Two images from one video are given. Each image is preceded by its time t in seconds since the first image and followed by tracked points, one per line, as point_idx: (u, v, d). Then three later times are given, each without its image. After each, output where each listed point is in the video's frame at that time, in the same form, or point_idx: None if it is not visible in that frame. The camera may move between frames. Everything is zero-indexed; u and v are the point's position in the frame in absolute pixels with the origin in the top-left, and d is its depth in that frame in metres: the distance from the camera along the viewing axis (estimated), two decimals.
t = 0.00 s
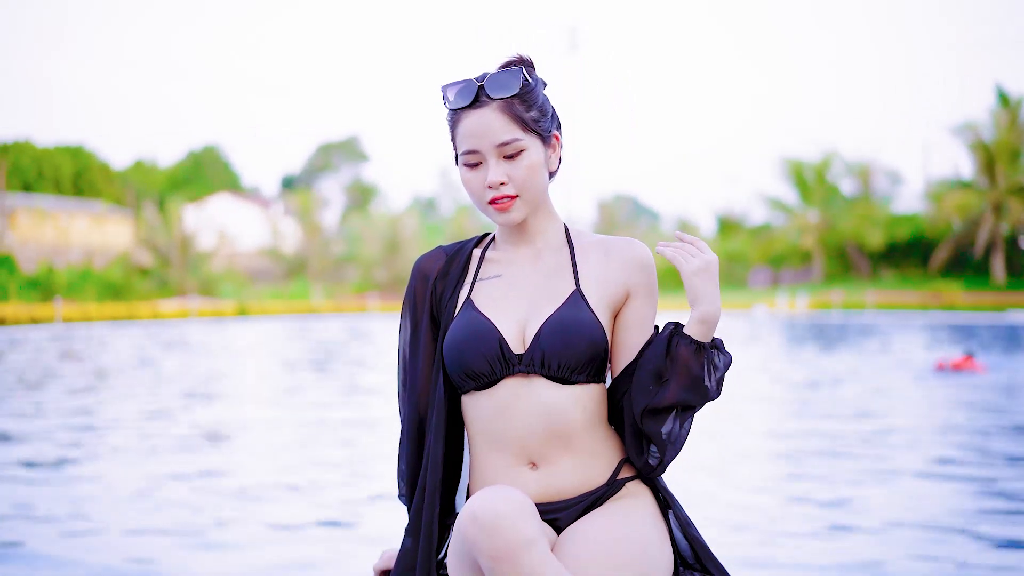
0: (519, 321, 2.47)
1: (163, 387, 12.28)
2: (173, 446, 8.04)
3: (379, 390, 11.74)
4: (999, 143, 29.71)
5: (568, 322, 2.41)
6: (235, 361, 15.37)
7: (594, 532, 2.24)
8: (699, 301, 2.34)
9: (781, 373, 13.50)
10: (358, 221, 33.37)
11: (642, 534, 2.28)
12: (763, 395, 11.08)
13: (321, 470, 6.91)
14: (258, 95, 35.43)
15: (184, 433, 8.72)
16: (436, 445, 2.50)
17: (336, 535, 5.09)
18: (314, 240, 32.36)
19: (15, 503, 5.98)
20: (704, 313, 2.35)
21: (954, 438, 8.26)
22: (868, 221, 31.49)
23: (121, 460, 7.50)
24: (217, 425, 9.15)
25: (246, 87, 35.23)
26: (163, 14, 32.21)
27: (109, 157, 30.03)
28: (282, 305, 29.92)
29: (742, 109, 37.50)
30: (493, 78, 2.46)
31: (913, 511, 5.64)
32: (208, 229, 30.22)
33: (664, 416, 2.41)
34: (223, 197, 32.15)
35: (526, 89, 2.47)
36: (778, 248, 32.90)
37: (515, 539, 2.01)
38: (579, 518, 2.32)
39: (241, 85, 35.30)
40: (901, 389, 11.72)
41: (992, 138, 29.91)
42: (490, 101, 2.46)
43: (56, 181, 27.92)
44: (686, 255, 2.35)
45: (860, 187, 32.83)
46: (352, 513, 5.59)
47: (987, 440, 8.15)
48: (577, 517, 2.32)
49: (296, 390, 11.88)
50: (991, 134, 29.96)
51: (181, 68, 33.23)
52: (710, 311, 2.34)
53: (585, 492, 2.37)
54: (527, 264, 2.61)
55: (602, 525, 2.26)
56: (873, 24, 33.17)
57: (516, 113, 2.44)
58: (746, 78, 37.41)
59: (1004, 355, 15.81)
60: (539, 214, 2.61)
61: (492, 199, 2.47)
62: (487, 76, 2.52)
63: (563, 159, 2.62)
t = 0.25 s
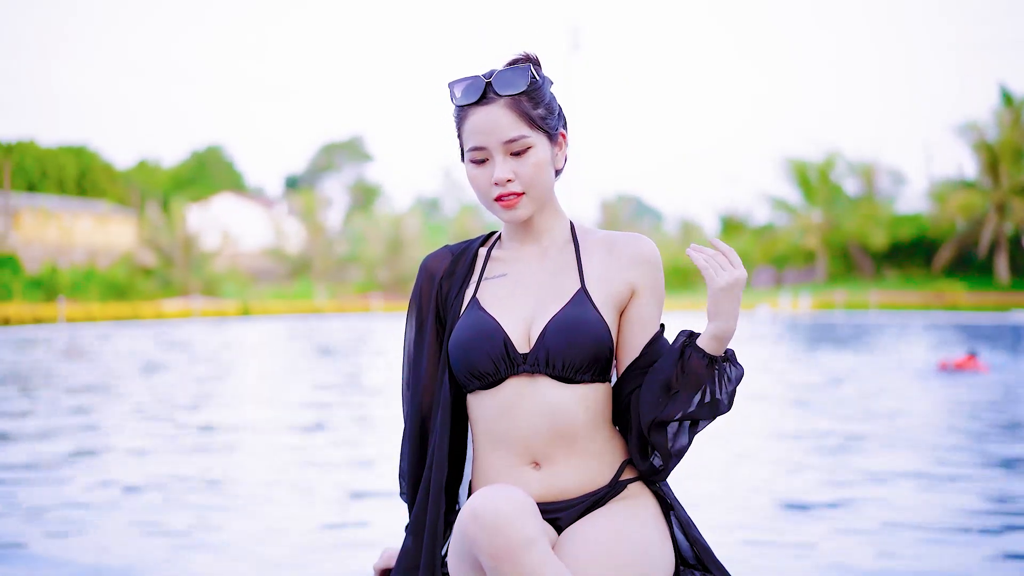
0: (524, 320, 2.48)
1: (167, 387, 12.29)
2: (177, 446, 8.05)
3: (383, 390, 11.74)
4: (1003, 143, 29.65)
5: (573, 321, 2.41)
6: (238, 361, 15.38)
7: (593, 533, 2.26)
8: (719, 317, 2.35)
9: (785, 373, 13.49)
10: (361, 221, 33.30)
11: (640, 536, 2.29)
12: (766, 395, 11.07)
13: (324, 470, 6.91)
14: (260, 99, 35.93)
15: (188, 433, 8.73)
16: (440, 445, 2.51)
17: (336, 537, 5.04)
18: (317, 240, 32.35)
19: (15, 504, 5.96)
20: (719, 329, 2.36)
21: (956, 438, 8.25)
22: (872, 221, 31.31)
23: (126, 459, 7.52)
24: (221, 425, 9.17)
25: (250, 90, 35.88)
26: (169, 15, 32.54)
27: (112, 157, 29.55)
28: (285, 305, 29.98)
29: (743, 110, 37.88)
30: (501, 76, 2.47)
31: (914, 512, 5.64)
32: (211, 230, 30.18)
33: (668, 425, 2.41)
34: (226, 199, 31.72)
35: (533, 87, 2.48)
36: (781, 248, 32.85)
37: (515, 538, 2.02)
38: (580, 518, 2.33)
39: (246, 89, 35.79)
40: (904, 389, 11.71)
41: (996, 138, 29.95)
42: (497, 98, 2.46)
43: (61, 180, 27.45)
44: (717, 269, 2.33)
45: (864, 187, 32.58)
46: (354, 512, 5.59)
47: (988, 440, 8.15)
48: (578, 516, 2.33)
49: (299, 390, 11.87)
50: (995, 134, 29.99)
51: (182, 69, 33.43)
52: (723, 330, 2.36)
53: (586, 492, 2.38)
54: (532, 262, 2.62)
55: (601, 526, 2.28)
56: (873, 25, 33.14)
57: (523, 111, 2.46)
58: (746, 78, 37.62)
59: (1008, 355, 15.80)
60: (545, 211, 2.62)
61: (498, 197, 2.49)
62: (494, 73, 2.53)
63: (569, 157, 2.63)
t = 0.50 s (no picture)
0: (527, 319, 2.48)
1: (169, 387, 12.27)
2: (179, 446, 8.06)
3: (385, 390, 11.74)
4: (1006, 142, 29.53)
5: (576, 322, 2.41)
6: (241, 361, 15.38)
7: (593, 535, 2.27)
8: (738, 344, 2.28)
9: (787, 373, 13.48)
10: (364, 221, 33.27)
11: (638, 538, 2.30)
12: (769, 395, 11.06)
13: (326, 470, 6.92)
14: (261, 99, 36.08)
15: (190, 433, 8.73)
16: (443, 445, 2.52)
17: (338, 537, 5.04)
18: (320, 240, 32.31)
19: (18, 504, 5.96)
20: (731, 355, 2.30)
21: (959, 438, 8.25)
22: (875, 221, 31.02)
23: (128, 459, 7.52)
24: (222, 425, 9.17)
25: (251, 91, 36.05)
26: (170, 15, 33.08)
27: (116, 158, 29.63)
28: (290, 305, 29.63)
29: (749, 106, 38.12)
30: (508, 73, 2.47)
31: (916, 511, 5.64)
32: (214, 230, 30.08)
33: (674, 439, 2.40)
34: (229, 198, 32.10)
35: (541, 84, 2.48)
36: (784, 248, 32.74)
37: (514, 536, 2.03)
38: (581, 519, 2.33)
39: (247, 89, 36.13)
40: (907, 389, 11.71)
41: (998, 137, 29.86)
42: (504, 95, 2.47)
43: (63, 180, 27.49)
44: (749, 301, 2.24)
45: (867, 187, 32.61)
46: (355, 513, 5.58)
47: (990, 440, 8.15)
48: (579, 518, 2.33)
49: (301, 390, 11.87)
50: (998, 134, 29.85)
51: (182, 69, 33.78)
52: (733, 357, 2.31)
53: (587, 493, 2.38)
54: (535, 261, 2.63)
55: (600, 528, 2.28)
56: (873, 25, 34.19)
57: (530, 108, 2.46)
58: (746, 78, 38.04)
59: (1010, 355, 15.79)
60: (549, 210, 2.63)
61: (503, 193, 2.49)
62: (501, 69, 2.53)
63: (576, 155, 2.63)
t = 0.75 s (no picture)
0: (528, 319, 2.48)
1: (170, 387, 12.27)
2: (181, 446, 8.06)
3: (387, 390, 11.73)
4: (1009, 143, 29.49)
5: (577, 322, 2.40)
6: (242, 361, 15.37)
7: (590, 537, 2.27)
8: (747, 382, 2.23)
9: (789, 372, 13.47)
10: (367, 221, 33.48)
11: (635, 540, 2.29)
12: (770, 395, 11.06)
13: (328, 470, 6.91)
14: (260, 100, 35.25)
15: (192, 433, 8.73)
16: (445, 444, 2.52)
17: (336, 535, 5.07)
18: (322, 240, 32.52)
19: (19, 504, 5.94)
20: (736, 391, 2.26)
21: (961, 438, 8.23)
22: (878, 221, 31.25)
23: (129, 459, 7.51)
24: (224, 425, 9.17)
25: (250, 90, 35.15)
26: (169, 15, 31.79)
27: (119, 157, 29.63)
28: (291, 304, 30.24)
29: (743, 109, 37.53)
30: (516, 68, 2.47)
31: (919, 512, 5.63)
32: (217, 229, 30.11)
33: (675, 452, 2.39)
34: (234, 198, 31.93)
35: (548, 82, 2.48)
36: (786, 248, 32.94)
37: (513, 536, 2.03)
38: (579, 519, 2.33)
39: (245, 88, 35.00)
40: (908, 389, 11.71)
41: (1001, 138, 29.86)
42: (511, 91, 2.47)
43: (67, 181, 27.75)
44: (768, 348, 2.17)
45: (870, 187, 32.73)
46: (357, 514, 5.57)
47: (992, 440, 8.13)
48: (578, 517, 2.33)
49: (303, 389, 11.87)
50: (1001, 134, 29.86)
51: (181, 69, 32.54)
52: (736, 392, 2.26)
53: (586, 494, 2.38)
54: (537, 260, 2.63)
55: (598, 531, 2.28)
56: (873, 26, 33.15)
57: (538, 105, 2.46)
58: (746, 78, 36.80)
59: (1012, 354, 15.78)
60: (553, 208, 2.63)
61: (508, 190, 2.49)
62: (510, 65, 2.53)
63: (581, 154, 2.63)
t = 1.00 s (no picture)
0: (528, 318, 2.48)
1: (173, 387, 12.30)
2: (183, 446, 8.06)
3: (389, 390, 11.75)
4: (1011, 142, 29.16)
5: (576, 323, 2.40)
6: (245, 361, 15.41)
7: (586, 538, 2.27)
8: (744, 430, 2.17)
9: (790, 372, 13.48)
10: (370, 221, 33.61)
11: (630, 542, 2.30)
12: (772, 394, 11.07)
13: (330, 470, 6.91)
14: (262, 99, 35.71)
15: (194, 433, 8.73)
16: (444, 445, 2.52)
17: (335, 536, 5.08)
18: (325, 240, 32.52)
19: (21, 505, 5.94)
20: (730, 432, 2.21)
21: (963, 438, 8.23)
22: (880, 220, 31.16)
23: (130, 459, 7.51)
24: (227, 424, 9.18)
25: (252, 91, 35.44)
26: (169, 15, 31.31)
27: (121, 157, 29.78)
28: (294, 304, 30.38)
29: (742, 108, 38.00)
30: (522, 65, 2.47)
31: (921, 511, 5.62)
32: (220, 229, 30.05)
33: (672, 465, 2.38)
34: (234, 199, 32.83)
35: (555, 80, 2.48)
36: (789, 248, 32.85)
37: (511, 535, 2.03)
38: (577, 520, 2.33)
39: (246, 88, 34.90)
40: (909, 388, 11.72)
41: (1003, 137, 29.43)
42: (518, 87, 2.47)
43: (69, 180, 27.90)
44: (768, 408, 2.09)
45: (873, 187, 32.67)
46: (358, 514, 5.56)
47: (994, 441, 8.12)
48: (575, 517, 2.33)
49: (306, 389, 11.90)
50: (1004, 134, 29.44)
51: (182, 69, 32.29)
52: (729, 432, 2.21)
53: (584, 495, 2.37)
54: (538, 259, 2.63)
55: (593, 534, 2.28)
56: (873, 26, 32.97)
57: (544, 102, 2.46)
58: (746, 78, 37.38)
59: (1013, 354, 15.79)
60: (556, 206, 2.63)
61: (512, 187, 2.48)
62: (516, 63, 2.53)
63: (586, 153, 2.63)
